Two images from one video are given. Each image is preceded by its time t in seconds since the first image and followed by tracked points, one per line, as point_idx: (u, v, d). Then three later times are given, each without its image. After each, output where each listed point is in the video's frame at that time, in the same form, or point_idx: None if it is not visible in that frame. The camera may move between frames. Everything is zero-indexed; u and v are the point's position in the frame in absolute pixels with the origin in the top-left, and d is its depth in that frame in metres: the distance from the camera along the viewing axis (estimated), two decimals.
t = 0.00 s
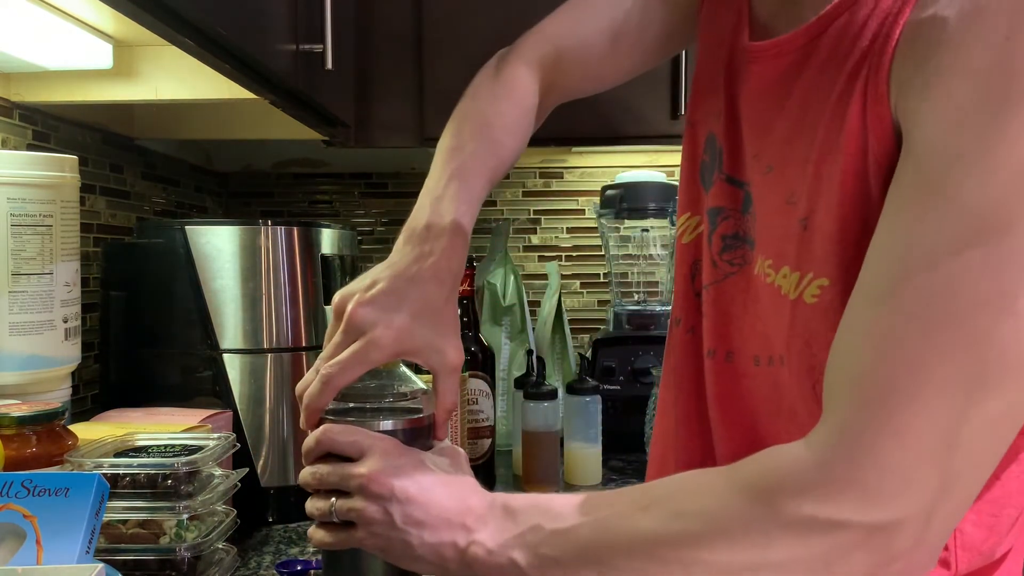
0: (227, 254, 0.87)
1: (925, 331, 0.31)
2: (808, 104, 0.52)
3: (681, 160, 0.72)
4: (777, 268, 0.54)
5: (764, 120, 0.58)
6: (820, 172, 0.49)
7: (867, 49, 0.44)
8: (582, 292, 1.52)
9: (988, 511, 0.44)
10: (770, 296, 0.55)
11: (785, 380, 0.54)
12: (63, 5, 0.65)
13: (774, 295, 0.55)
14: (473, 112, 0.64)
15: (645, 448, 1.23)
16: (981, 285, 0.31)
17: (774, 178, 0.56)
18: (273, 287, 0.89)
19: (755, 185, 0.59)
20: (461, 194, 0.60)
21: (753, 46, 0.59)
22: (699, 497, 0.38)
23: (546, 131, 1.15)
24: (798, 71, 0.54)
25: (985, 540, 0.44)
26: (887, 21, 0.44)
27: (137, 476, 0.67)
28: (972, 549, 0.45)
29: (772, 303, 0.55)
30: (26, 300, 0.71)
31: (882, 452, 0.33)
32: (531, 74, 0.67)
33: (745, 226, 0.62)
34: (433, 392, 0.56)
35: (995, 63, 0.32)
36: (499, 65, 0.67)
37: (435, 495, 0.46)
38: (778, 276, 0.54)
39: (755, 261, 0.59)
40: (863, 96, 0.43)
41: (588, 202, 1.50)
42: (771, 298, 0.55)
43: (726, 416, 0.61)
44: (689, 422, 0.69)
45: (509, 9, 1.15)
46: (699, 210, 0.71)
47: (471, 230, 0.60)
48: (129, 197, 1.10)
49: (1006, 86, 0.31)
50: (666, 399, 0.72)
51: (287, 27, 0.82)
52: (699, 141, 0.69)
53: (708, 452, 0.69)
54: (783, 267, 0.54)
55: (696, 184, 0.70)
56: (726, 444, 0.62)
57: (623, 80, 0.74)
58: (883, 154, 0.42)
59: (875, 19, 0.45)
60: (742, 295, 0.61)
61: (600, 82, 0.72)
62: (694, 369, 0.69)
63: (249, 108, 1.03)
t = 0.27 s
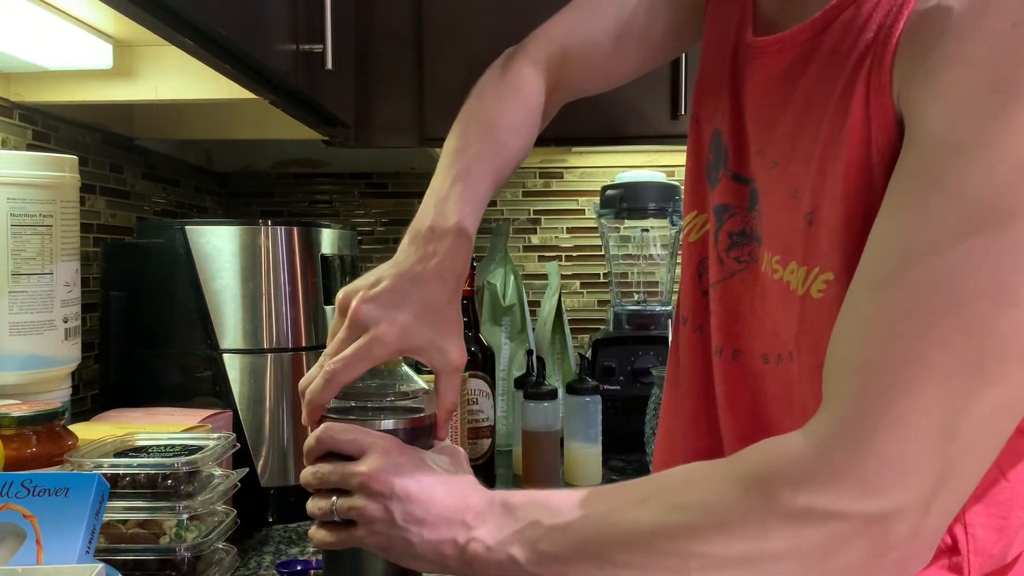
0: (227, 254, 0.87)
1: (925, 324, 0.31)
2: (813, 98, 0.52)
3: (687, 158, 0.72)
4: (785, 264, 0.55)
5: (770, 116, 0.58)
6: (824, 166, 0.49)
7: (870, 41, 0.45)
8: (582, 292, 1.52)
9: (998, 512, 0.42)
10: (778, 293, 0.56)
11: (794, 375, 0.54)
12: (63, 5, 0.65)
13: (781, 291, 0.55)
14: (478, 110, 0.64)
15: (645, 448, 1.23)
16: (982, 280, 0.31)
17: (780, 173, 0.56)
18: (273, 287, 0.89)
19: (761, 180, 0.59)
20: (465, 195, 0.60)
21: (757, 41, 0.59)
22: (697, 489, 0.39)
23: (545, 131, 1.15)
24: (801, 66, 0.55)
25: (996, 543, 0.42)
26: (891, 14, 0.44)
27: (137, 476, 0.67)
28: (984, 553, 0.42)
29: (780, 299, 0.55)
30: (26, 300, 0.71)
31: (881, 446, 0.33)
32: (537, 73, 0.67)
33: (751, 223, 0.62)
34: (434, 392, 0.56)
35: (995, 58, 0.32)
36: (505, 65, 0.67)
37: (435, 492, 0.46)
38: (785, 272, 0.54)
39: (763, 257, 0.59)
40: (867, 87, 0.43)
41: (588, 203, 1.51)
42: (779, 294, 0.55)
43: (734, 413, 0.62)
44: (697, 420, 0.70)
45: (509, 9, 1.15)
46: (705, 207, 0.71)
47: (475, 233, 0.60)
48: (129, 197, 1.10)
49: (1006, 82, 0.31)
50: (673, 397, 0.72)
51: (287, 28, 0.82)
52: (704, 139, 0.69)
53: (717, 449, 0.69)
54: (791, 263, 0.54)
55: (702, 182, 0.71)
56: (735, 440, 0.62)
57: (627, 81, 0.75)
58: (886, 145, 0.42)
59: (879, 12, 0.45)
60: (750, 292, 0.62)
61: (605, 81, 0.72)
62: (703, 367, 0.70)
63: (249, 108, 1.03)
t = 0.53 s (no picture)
0: (227, 254, 0.87)
1: (925, 323, 0.31)
2: (815, 96, 0.52)
3: (689, 156, 0.72)
4: (787, 262, 0.55)
5: (773, 113, 0.58)
6: (826, 163, 0.49)
7: (873, 37, 0.45)
8: (582, 292, 1.52)
9: (999, 514, 0.42)
10: (779, 290, 0.56)
11: (795, 373, 0.54)
12: (63, 5, 0.65)
13: (783, 289, 0.55)
14: (482, 109, 0.64)
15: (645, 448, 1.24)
16: (983, 279, 0.31)
17: (783, 171, 0.56)
18: (273, 287, 0.89)
19: (764, 178, 0.59)
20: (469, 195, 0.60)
21: (760, 39, 0.59)
22: (697, 487, 0.39)
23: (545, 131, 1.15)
24: (804, 63, 0.55)
25: (996, 545, 0.42)
26: (895, 10, 0.44)
27: (137, 476, 0.67)
28: (983, 555, 0.42)
29: (781, 297, 0.55)
30: (26, 301, 0.71)
31: (882, 445, 0.33)
32: (541, 72, 0.67)
33: (754, 221, 0.62)
34: (435, 392, 0.56)
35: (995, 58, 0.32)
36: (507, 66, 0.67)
37: (436, 492, 0.46)
38: (787, 269, 0.55)
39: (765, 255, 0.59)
40: (871, 85, 0.43)
41: (588, 203, 1.51)
42: (781, 292, 0.55)
43: (734, 412, 0.62)
44: (698, 418, 0.70)
45: (509, 9, 1.15)
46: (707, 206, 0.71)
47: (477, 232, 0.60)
48: (129, 197, 1.10)
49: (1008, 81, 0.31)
50: (674, 396, 0.72)
51: (287, 28, 0.82)
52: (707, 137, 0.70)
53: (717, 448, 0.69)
54: (793, 261, 0.54)
55: (704, 180, 0.71)
56: (735, 439, 0.62)
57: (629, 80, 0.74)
58: (890, 142, 0.42)
59: (882, 9, 0.46)
60: (752, 290, 0.62)
61: (609, 80, 0.72)
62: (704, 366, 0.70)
63: (249, 108, 1.03)
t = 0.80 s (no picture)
0: (227, 254, 0.87)
1: (926, 322, 0.31)
2: (819, 93, 0.52)
3: (692, 154, 0.72)
4: (790, 260, 0.55)
5: (776, 111, 0.58)
6: (830, 161, 0.49)
7: (877, 35, 0.45)
8: (582, 292, 1.52)
9: (1002, 516, 0.42)
10: (782, 289, 0.56)
11: (798, 372, 0.54)
12: (63, 6, 0.65)
13: (786, 287, 0.55)
14: (487, 110, 0.64)
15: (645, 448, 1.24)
16: (984, 278, 0.31)
17: (786, 169, 0.56)
18: (273, 287, 0.89)
19: (767, 176, 0.59)
20: (472, 195, 0.60)
21: (763, 36, 0.59)
22: (697, 487, 0.39)
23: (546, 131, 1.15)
24: (808, 61, 0.55)
25: (999, 547, 0.42)
26: (899, 8, 0.44)
27: (137, 476, 0.67)
28: (986, 556, 0.42)
29: (784, 295, 0.56)
30: (26, 300, 0.71)
31: (883, 444, 0.33)
32: (545, 73, 0.67)
33: (758, 219, 0.62)
34: (437, 392, 0.56)
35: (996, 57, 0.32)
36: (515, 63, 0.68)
37: (436, 491, 0.47)
38: (790, 268, 0.55)
39: (768, 254, 0.59)
40: (874, 82, 0.43)
41: (588, 202, 1.50)
42: (784, 290, 0.55)
43: (736, 411, 0.62)
44: (700, 417, 0.70)
45: (509, 9, 1.15)
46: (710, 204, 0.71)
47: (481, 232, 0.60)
48: (129, 197, 1.10)
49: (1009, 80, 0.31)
50: (675, 396, 0.72)
51: (287, 28, 0.82)
52: (710, 135, 0.70)
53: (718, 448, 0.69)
54: (796, 260, 0.54)
55: (707, 178, 0.71)
56: (736, 438, 0.62)
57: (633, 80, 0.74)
58: (893, 140, 0.42)
59: (887, 7, 0.46)
60: (755, 289, 0.62)
61: (612, 80, 0.72)
62: (705, 365, 0.69)
63: (250, 108, 1.03)
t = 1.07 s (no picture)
0: (227, 254, 0.87)
1: (927, 321, 0.31)
2: (821, 92, 0.52)
3: (695, 154, 0.72)
4: (794, 260, 0.55)
5: (779, 111, 0.58)
6: (832, 160, 0.49)
7: (878, 34, 0.45)
8: (582, 292, 1.52)
9: (1005, 518, 0.42)
10: (786, 289, 0.56)
11: (802, 371, 0.54)
12: (63, 5, 0.65)
13: (789, 287, 0.55)
14: (489, 111, 0.64)
15: (645, 448, 1.24)
16: (985, 277, 0.31)
17: (789, 168, 0.56)
18: (273, 287, 0.89)
19: (771, 176, 0.59)
20: (473, 195, 0.60)
21: (766, 36, 0.59)
22: (696, 485, 0.39)
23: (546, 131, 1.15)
24: (811, 60, 0.55)
25: (1002, 549, 0.42)
26: (901, 7, 0.44)
27: (137, 475, 0.67)
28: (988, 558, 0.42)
29: (788, 295, 0.55)
30: (26, 300, 0.71)
31: (882, 442, 0.33)
32: (547, 74, 0.67)
33: (762, 219, 0.62)
34: (437, 392, 0.56)
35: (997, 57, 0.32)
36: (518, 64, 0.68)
37: (436, 491, 0.47)
38: (794, 268, 0.55)
39: (772, 254, 0.59)
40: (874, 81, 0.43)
41: (588, 202, 1.50)
42: (788, 290, 0.55)
43: (739, 411, 0.61)
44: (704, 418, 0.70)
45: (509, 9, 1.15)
46: (714, 205, 0.71)
47: (482, 232, 0.60)
48: (129, 197, 1.10)
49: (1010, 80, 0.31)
50: (679, 396, 0.72)
51: (287, 28, 0.82)
52: (714, 135, 0.70)
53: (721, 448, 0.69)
54: (799, 260, 0.54)
55: (711, 179, 0.71)
56: (739, 439, 0.62)
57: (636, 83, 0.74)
58: (894, 139, 0.42)
59: (889, 6, 0.46)
60: (759, 288, 0.62)
61: (614, 82, 0.72)
62: (709, 365, 0.69)
63: (250, 108, 1.03)
